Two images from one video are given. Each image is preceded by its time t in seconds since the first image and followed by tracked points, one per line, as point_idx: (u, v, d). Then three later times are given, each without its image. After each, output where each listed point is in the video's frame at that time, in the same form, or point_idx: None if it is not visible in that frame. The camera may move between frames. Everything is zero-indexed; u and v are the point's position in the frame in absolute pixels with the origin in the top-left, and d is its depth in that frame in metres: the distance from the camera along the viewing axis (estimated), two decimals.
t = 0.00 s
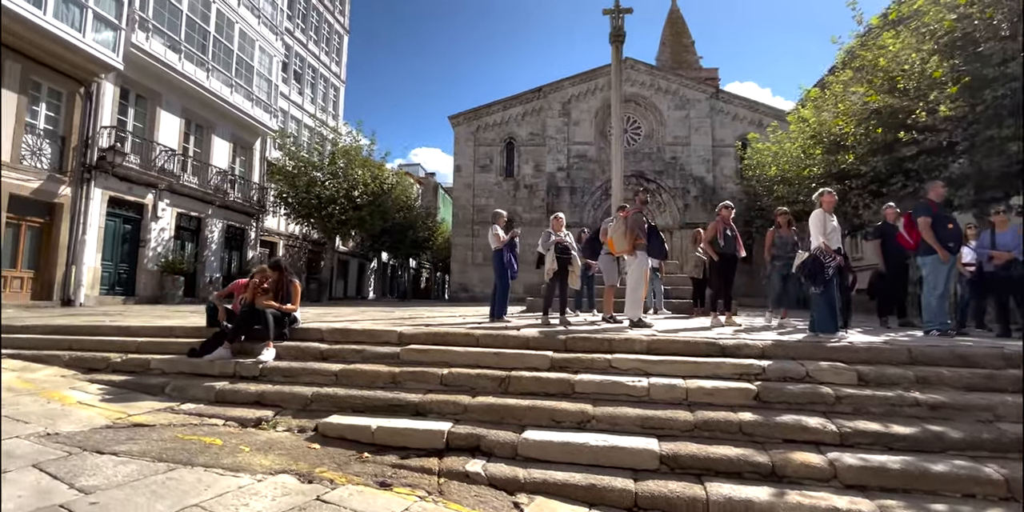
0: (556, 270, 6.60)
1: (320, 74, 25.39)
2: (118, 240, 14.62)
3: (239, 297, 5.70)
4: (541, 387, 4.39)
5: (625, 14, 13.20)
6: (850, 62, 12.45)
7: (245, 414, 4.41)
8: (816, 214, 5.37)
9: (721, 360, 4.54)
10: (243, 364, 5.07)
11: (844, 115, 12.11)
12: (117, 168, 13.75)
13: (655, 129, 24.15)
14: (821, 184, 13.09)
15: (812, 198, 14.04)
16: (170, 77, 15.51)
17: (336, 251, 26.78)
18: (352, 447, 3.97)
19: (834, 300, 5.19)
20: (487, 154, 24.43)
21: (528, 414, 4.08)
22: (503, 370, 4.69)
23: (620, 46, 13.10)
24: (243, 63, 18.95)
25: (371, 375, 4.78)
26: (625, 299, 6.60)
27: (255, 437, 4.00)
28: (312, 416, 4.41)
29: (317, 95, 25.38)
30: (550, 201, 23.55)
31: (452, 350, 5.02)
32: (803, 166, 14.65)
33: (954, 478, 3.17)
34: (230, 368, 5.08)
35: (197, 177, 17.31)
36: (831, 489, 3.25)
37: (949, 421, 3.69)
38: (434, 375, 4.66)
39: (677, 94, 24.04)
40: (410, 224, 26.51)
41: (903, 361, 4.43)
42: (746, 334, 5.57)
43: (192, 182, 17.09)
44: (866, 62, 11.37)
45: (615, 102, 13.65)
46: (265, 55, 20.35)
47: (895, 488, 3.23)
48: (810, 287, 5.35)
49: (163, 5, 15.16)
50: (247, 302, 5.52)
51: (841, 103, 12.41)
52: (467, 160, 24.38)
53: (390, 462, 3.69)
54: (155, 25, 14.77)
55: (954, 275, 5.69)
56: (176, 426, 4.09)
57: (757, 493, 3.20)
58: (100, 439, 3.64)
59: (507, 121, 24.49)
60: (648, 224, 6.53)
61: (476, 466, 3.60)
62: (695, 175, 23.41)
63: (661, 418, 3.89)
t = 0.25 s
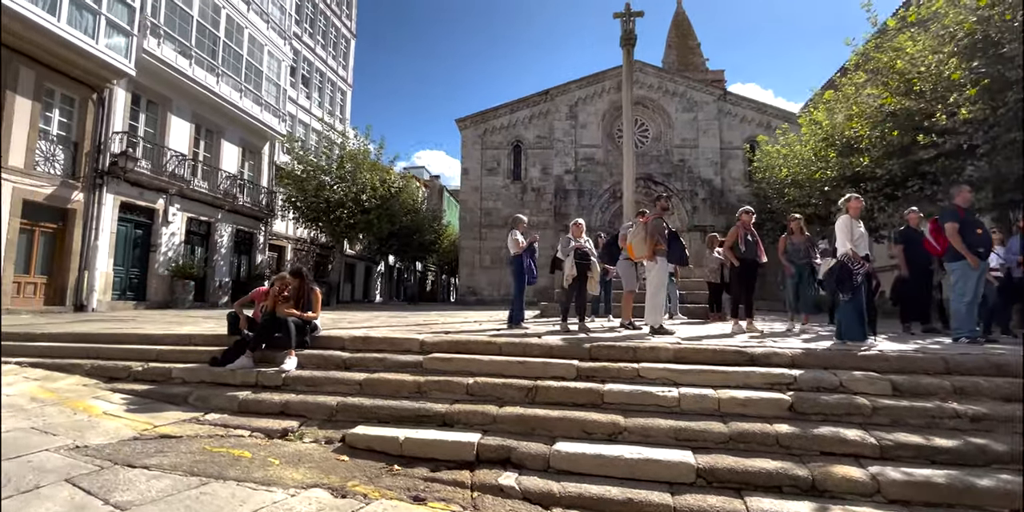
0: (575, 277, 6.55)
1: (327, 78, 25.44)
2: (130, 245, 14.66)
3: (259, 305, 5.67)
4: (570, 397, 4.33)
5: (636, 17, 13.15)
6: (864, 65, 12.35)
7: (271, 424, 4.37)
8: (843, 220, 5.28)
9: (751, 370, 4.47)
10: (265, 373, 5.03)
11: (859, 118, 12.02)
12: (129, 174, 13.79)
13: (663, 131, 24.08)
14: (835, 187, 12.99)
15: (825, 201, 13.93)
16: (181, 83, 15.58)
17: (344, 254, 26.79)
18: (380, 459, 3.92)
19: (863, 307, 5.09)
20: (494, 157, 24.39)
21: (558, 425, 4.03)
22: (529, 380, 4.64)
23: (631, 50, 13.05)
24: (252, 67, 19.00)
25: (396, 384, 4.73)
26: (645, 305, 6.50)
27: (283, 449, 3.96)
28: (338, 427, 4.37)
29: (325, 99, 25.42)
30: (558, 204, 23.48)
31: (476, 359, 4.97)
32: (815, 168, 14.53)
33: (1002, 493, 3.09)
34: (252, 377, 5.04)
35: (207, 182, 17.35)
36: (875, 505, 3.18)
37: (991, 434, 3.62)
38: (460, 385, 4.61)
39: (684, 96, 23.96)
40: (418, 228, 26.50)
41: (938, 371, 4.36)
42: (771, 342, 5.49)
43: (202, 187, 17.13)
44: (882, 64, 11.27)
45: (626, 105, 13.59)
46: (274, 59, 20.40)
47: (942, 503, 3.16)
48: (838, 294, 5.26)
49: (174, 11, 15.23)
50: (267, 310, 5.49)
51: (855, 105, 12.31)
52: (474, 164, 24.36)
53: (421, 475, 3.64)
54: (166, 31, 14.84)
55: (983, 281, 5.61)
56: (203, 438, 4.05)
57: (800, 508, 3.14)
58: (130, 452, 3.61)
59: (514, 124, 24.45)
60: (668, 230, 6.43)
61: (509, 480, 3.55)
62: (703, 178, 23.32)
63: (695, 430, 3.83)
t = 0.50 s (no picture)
0: (591, 279, 6.51)
1: (333, 81, 25.48)
2: (138, 248, 14.69)
3: (274, 308, 5.63)
4: (592, 401, 4.27)
5: (644, 18, 13.11)
6: (875, 64, 12.25)
7: (289, 430, 4.31)
8: (866, 222, 5.22)
9: (777, 374, 4.39)
10: (282, 377, 4.98)
11: (868, 117, 11.93)
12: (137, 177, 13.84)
13: (669, 133, 24.02)
14: (846, 188, 12.90)
15: (835, 202, 13.85)
16: (189, 86, 15.61)
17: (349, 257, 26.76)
18: (402, 465, 3.86)
19: (887, 308, 5.02)
20: (500, 159, 24.35)
21: (583, 430, 3.96)
22: (549, 384, 4.58)
23: (639, 51, 12.99)
24: (259, 70, 19.03)
25: (414, 389, 4.68)
26: (662, 308, 6.44)
27: (304, 455, 3.91)
28: (358, 432, 4.31)
29: (330, 102, 25.44)
30: (563, 205, 23.41)
31: (495, 362, 4.91)
32: (824, 169, 14.45)
33: None
34: (269, 381, 4.98)
35: (214, 185, 17.36)
36: None
37: None
38: (480, 389, 4.55)
39: (690, 98, 23.88)
40: (423, 230, 26.47)
41: (968, 374, 4.27)
42: (791, 345, 5.42)
43: (209, 190, 17.14)
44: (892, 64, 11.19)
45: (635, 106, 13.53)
46: (281, 62, 20.44)
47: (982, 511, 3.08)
48: (862, 295, 5.19)
49: (182, 15, 15.26)
50: (283, 313, 5.45)
51: (866, 106, 12.22)
52: (480, 166, 24.32)
53: (445, 481, 3.58)
54: (174, 34, 14.87)
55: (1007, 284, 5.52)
56: (222, 444, 4.00)
57: None
58: (150, 458, 3.57)
59: (519, 126, 24.41)
60: (684, 232, 6.37)
61: (535, 486, 3.48)
62: (709, 179, 23.24)
63: (723, 435, 3.76)
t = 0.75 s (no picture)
0: (609, 281, 6.39)
1: (338, 83, 25.43)
2: (145, 250, 14.62)
3: (291, 310, 5.54)
4: (621, 407, 4.16)
5: (654, 19, 13.02)
6: (888, 64, 12.14)
7: (310, 436, 4.21)
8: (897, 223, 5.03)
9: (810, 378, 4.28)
10: (300, 381, 4.87)
11: (882, 118, 11.81)
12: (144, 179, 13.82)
13: (675, 134, 23.91)
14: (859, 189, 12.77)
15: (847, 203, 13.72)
16: (196, 89, 15.58)
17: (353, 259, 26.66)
18: (428, 472, 3.75)
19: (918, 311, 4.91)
20: (506, 161, 24.24)
21: (613, 437, 3.85)
22: (575, 388, 4.46)
23: (649, 51, 12.89)
24: (265, 72, 18.99)
25: (436, 393, 4.56)
26: (682, 310, 6.29)
27: (327, 462, 3.80)
28: (381, 438, 4.20)
29: (335, 104, 25.40)
30: (570, 207, 23.29)
31: (518, 366, 4.80)
32: (835, 170, 14.32)
33: None
34: (286, 385, 4.88)
35: (221, 187, 17.28)
36: None
37: None
38: (504, 394, 4.44)
39: (697, 99, 23.77)
40: (428, 232, 26.37)
41: (1007, 378, 4.15)
42: (818, 348, 5.29)
43: (215, 192, 17.07)
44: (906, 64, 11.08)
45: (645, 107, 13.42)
46: (287, 64, 20.41)
47: None
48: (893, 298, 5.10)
49: (189, 17, 15.24)
50: (300, 315, 5.35)
51: (878, 106, 12.10)
52: (485, 168, 24.21)
53: (474, 490, 3.48)
54: (181, 36, 14.84)
55: None
56: (242, 451, 3.89)
57: None
58: (171, 466, 3.47)
59: (525, 127, 24.31)
60: (706, 233, 6.24)
61: (568, 495, 3.37)
62: (716, 181, 23.12)
63: (759, 442, 3.64)
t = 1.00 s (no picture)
0: (628, 288, 6.30)
1: (343, 86, 25.39)
2: (152, 254, 14.56)
3: (308, 318, 5.44)
4: (649, 420, 4.05)
5: (664, 21, 12.91)
6: (902, 65, 12.00)
7: (330, 449, 4.11)
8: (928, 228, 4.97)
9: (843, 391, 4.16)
10: (317, 392, 4.78)
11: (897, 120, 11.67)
12: (152, 183, 13.76)
13: (682, 136, 23.78)
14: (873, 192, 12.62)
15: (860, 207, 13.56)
16: (204, 92, 15.55)
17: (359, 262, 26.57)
18: (453, 488, 3.65)
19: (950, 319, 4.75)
20: (512, 163, 24.13)
21: (643, 451, 3.74)
22: (600, 400, 4.35)
23: (660, 53, 12.78)
24: (272, 75, 18.96)
25: (458, 405, 4.46)
26: (703, 317, 6.19)
27: (349, 477, 3.70)
28: (402, 451, 4.10)
29: (341, 107, 25.34)
30: (576, 210, 23.17)
31: (540, 377, 4.69)
32: (847, 173, 14.17)
33: None
34: (304, 396, 4.79)
35: (228, 190, 17.22)
36: None
37: None
38: (527, 406, 4.33)
39: (704, 101, 23.64)
40: (434, 235, 26.28)
41: None
42: (846, 357, 5.17)
43: (223, 195, 17.01)
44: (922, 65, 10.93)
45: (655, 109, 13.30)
46: (293, 67, 20.37)
47: None
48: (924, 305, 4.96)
49: (197, 20, 15.21)
50: (315, 324, 5.24)
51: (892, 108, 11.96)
52: (491, 170, 24.09)
53: (503, 508, 3.37)
54: (189, 39, 14.82)
55: None
56: (263, 465, 3.80)
57: None
58: (191, 482, 3.38)
59: (531, 130, 24.20)
60: (727, 239, 6.15)
61: None
62: (724, 183, 22.98)
63: (796, 458, 3.53)
